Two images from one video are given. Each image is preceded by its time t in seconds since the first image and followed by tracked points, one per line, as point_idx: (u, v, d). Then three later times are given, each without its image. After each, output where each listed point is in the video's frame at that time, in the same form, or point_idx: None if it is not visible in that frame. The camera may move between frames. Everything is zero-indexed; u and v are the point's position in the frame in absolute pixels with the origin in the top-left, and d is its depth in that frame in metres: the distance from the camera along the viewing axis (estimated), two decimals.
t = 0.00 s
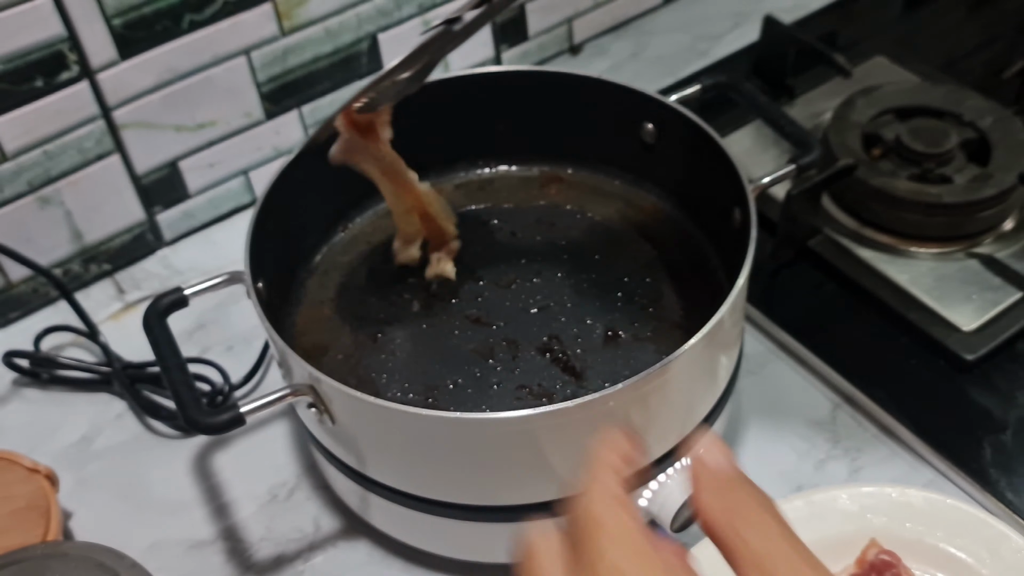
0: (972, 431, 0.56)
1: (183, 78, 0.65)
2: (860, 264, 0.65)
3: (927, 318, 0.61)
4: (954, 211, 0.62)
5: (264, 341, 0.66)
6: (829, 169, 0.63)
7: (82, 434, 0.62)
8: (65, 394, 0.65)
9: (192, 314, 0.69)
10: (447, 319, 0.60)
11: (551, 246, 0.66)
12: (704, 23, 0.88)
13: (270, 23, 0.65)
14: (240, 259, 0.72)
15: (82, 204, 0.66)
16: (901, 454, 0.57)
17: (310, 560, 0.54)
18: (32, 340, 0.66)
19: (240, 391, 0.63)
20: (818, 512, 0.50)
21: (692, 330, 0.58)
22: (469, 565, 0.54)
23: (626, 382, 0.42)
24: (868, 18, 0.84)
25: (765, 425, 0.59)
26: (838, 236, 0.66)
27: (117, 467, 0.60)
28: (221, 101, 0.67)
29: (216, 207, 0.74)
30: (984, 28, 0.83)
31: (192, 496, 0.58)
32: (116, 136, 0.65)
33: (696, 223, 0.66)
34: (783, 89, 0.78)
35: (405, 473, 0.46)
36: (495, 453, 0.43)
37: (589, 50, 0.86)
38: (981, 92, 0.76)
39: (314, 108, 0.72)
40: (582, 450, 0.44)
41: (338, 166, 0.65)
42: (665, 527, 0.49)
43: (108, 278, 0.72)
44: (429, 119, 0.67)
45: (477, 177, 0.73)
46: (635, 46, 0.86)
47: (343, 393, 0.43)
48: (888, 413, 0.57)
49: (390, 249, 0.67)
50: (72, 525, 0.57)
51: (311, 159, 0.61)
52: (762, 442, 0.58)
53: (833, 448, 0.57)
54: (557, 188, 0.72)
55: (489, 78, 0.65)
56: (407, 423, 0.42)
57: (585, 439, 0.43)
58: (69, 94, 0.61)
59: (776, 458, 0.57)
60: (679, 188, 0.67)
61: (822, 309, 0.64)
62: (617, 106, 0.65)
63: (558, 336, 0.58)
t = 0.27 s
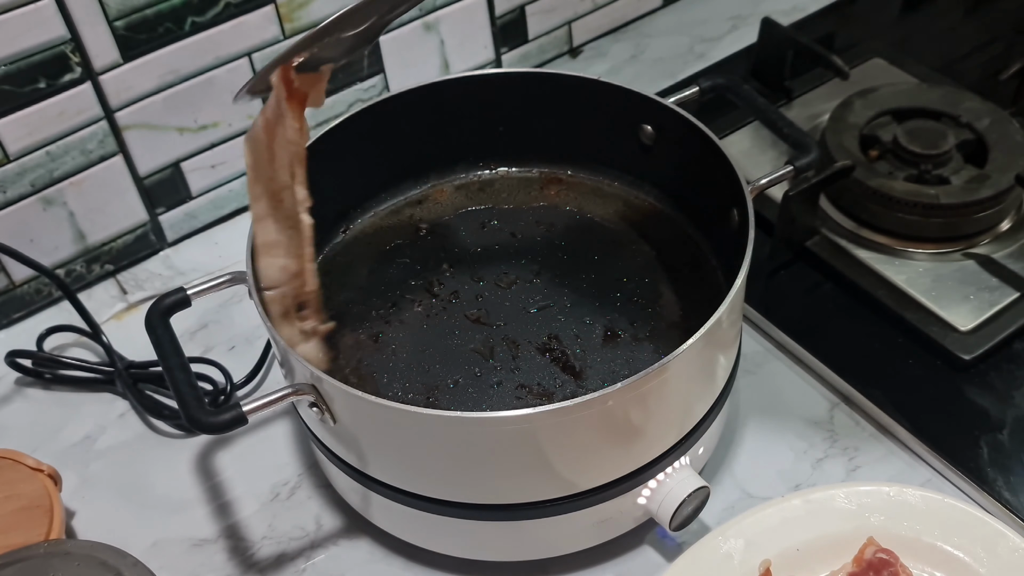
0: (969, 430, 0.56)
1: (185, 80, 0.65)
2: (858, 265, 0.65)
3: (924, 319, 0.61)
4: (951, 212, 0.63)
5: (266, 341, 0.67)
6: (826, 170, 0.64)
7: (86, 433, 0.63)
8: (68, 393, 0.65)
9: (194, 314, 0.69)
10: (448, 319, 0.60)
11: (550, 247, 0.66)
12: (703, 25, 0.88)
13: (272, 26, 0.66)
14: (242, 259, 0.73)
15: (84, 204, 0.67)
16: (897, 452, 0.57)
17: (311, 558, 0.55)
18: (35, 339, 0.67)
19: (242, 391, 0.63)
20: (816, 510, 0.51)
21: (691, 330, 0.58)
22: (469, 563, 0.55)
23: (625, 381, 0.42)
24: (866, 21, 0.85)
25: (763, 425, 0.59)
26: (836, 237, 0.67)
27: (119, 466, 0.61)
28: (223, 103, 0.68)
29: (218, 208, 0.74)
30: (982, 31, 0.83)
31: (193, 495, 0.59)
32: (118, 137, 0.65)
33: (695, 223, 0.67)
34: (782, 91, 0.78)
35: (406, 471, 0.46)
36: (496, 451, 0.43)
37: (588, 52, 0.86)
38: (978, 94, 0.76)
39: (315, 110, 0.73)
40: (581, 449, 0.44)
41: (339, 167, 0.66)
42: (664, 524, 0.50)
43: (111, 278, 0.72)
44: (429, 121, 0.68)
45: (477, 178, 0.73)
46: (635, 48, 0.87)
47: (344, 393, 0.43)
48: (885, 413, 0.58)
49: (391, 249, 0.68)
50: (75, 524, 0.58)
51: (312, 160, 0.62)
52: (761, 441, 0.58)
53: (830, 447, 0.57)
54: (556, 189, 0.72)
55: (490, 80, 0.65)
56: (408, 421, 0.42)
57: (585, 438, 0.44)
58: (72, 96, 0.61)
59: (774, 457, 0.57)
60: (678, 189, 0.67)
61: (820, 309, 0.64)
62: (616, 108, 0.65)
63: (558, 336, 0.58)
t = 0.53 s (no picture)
0: (969, 430, 0.56)
1: (186, 80, 0.65)
2: (857, 265, 0.65)
3: (924, 319, 0.61)
4: (951, 211, 0.63)
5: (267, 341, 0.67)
6: (826, 170, 0.64)
7: (86, 433, 0.63)
8: (69, 393, 0.66)
9: (194, 314, 0.69)
10: (448, 319, 0.60)
11: (551, 247, 0.66)
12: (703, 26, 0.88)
13: (272, 26, 0.66)
14: (242, 259, 0.73)
15: (85, 204, 0.67)
16: (897, 452, 0.57)
17: (311, 558, 0.55)
18: (36, 339, 0.67)
19: (242, 391, 0.63)
20: (816, 510, 0.51)
21: (691, 330, 0.58)
22: (469, 563, 0.55)
23: (625, 381, 0.42)
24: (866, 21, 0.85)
25: (763, 425, 0.59)
26: (836, 237, 0.67)
27: (119, 466, 0.61)
28: (223, 103, 0.68)
29: (219, 208, 0.74)
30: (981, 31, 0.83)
31: (193, 495, 0.59)
32: (118, 137, 0.65)
33: (695, 223, 0.67)
34: (782, 91, 0.78)
35: (406, 471, 0.46)
36: (496, 451, 0.43)
37: (588, 52, 0.86)
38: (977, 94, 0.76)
39: (315, 110, 0.73)
40: (581, 449, 0.44)
41: (340, 167, 0.66)
42: (664, 524, 0.51)
43: (111, 278, 0.72)
44: (430, 121, 0.68)
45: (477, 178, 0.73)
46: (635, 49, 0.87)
47: (344, 393, 0.43)
48: (884, 413, 0.58)
49: (391, 249, 0.68)
50: (76, 524, 0.58)
51: (312, 160, 0.62)
52: (761, 441, 0.58)
53: (830, 447, 0.57)
54: (556, 190, 0.72)
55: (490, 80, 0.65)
56: (408, 421, 0.42)
57: (585, 438, 0.44)
58: (73, 96, 0.61)
59: (774, 457, 0.57)
60: (678, 189, 0.67)
61: (820, 309, 0.64)
62: (616, 108, 0.65)
63: (558, 336, 0.58)
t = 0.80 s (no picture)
0: (968, 430, 0.56)
1: (186, 80, 0.65)
2: (857, 265, 0.65)
3: (923, 319, 0.61)
4: (951, 211, 0.63)
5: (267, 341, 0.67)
6: (826, 170, 0.64)
7: (86, 433, 0.63)
8: (69, 393, 0.66)
9: (194, 314, 0.69)
10: (448, 319, 0.60)
11: (550, 247, 0.66)
12: (703, 26, 0.89)
13: (272, 26, 0.66)
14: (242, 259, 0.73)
15: (85, 205, 0.67)
16: (897, 452, 0.57)
17: (312, 557, 0.55)
18: (36, 340, 0.67)
19: (242, 391, 0.63)
20: (815, 510, 0.51)
21: (690, 330, 0.58)
22: (469, 563, 0.55)
23: (625, 380, 0.42)
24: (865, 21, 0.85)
25: (762, 425, 0.60)
26: (836, 237, 0.67)
27: (118, 466, 0.61)
28: (224, 103, 0.68)
29: (219, 208, 0.74)
30: (981, 31, 0.83)
31: (193, 495, 0.59)
32: (118, 137, 0.65)
33: (695, 223, 0.67)
34: (781, 92, 0.78)
35: (406, 471, 0.46)
36: (497, 451, 0.43)
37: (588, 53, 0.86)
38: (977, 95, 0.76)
39: (316, 110, 0.73)
40: (581, 449, 0.45)
41: (340, 167, 0.66)
42: (664, 524, 0.51)
43: (111, 278, 0.72)
44: (430, 121, 0.68)
45: (477, 178, 0.74)
46: (634, 49, 0.87)
47: (345, 392, 0.43)
48: (884, 413, 0.58)
49: (390, 249, 0.68)
50: (76, 524, 0.58)
51: (313, 160, 0.62)
52: (760, 441, 0.59)
53: (830, 447, 0.58)
54: (556, 189, 0.72)
55: (490, 81, 0.65)
56: (408, 421, 0.42)
57: (585, 438, 0.44)
58: (73, 96, 0.61)
59: (774, 457, 0.58)
60: (678, 188, 0.67)
61: (819, 309, 0.65)
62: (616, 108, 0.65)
63: (558, 336, 0.58)
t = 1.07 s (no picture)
0: (968, 430, 0.56)
1: (186, 80, 0.65)
2: (857, 265, 0.65)
3: (923, 319, 0.61)
4: (951, 211, 0.63)
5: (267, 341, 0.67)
6: (826, 170, 0.64)
7: (86, 433, 0.63)
8: (69, 393, 0.66)
9: (194, 314, 0.69)
10: (448, 319, 0.61)
11: (551, 247, 0.66)
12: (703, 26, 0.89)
13: (272, 26, 0.66)
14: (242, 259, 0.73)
15: (85, 205, 0.67)
16: (897, 452, 0.57)
17: (312, 557, 0.55)
18: (36, 340, 0.67)
19: (242, 391, 0.63)
20: (815, 510, 0.51)
21: (690, 330, 0.58)
22: (469, 563, 0.55)
23: (625, 380, 0.42)
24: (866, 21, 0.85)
25: (762, 425, 0.60)
26: (836, 237, 0.67)
27: (118, 466, 0.61)
28: (224, 103, 0.68)
29: (219, 208, 0.74)
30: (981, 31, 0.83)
31: (194, 495, 0.59)
32: (118, 137, 0.65)
33: (696, 223, 0.67)
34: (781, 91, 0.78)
35: (407, 471, 0.46)
36: (497, 451, 0.43)
37: (588, 53, 0.86)
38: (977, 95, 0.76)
39: (316, 110, 0.73)
40: (581, 449, 0.45)
41: (340, 167, 0.66)
42: (664, 524, 0.51)
43: (111, 278, 0.72)
44: (431, 121, 0.68)
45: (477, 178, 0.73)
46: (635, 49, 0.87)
47: (344, 393, 0.43)
48: (884, 413, 0.58)
49: (390, 249, 0.68)
50: (76, 524, 0.58)
51: (312, 160, 0.62)
52: (760, 442, 0.59)
53: (830, 447, 0.58)
54: (556, 190, 0.72)
55: (491, 81, 0.65)
56: (408, 421, 0.42)
57: (585, 438, 0.44)
58: (73, 96, 0.61)
59: (774, 457, 0.58)
60: (678, 189, 0.67)
61: (819, 309, 0.65)
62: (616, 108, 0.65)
63: (558, 336, 0.58)
